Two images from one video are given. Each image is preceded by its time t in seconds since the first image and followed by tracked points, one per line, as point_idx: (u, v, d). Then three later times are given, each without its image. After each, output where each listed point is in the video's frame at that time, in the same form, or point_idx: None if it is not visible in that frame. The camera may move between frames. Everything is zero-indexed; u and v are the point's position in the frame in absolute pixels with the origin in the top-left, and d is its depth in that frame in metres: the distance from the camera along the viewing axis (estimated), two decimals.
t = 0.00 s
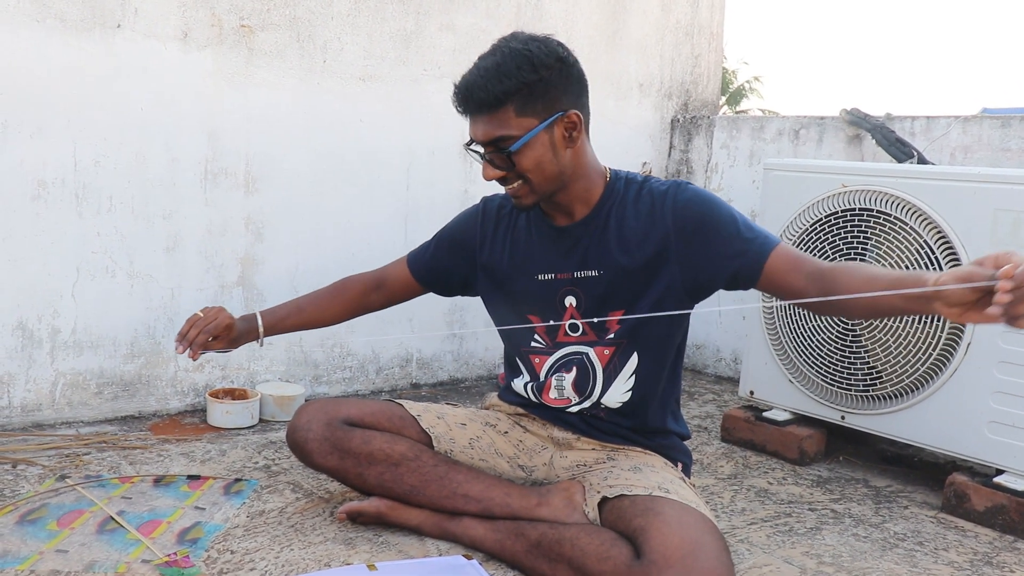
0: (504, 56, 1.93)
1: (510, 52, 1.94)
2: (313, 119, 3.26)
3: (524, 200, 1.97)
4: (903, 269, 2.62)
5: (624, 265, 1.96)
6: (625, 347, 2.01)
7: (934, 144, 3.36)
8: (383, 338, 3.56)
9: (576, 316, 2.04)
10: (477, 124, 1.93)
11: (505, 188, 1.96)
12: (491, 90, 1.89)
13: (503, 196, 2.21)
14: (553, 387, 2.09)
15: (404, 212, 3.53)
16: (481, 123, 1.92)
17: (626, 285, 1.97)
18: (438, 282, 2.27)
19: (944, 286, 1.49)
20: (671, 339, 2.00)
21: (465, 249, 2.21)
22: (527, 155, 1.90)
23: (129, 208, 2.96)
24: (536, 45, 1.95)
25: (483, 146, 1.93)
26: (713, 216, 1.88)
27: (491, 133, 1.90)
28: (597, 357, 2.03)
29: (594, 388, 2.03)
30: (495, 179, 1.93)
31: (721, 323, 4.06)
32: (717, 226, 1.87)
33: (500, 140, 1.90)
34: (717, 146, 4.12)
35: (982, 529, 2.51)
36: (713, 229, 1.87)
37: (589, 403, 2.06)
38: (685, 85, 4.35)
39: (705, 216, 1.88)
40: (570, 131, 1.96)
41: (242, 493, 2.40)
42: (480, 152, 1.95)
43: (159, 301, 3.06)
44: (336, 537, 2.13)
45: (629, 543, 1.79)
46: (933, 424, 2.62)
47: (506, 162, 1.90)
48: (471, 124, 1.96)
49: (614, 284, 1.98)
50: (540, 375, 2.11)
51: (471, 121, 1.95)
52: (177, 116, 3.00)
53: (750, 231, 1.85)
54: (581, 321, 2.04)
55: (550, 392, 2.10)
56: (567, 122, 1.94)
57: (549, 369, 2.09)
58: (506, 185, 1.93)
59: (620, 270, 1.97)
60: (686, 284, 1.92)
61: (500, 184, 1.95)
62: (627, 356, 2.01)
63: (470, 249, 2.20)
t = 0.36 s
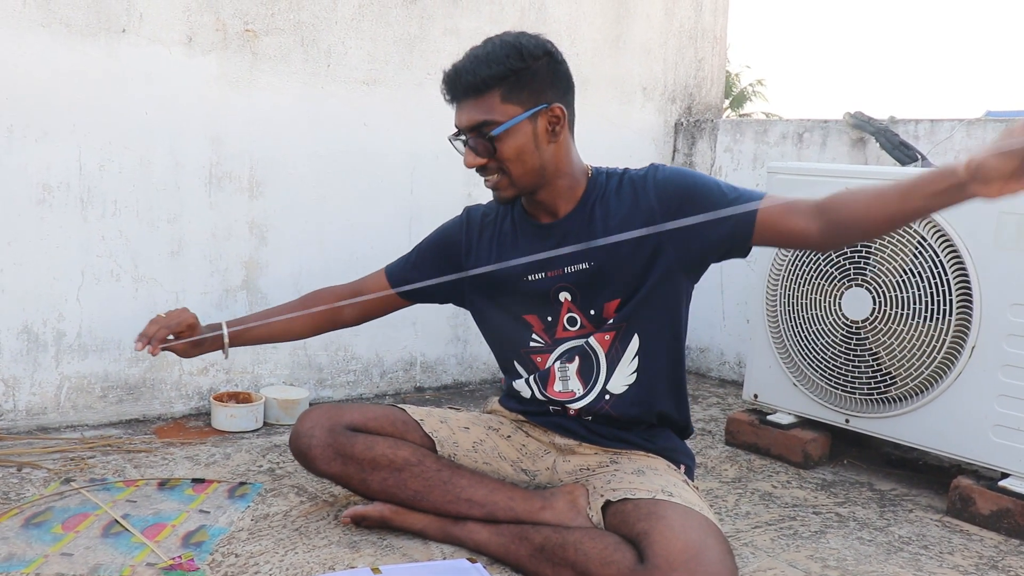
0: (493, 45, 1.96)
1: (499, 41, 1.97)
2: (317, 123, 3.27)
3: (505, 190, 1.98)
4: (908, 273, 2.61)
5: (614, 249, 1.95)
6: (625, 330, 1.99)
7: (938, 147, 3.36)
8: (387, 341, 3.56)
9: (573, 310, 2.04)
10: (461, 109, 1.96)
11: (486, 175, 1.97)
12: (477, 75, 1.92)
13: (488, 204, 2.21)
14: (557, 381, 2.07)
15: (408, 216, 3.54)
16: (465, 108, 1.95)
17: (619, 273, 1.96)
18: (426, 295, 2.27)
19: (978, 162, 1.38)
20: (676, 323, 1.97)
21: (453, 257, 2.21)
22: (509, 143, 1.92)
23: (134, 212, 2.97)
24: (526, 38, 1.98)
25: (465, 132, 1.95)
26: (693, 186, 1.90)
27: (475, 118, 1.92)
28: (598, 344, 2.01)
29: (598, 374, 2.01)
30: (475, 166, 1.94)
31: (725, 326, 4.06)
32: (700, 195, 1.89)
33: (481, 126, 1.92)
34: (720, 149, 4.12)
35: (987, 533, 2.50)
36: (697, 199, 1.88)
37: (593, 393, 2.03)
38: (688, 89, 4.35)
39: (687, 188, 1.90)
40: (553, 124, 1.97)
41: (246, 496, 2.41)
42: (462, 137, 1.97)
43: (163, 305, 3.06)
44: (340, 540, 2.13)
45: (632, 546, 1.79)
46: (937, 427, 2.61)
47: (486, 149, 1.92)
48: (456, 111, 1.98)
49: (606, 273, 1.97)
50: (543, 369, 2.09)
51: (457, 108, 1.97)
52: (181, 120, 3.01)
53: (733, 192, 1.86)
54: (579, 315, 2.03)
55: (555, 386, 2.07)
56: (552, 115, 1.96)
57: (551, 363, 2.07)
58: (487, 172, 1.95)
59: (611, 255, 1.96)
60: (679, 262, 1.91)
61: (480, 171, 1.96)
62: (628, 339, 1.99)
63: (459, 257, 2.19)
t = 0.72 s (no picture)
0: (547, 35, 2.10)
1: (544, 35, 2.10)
2: (315, 130, 3.28)
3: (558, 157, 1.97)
4: (904, 282, 2.62)
5: (615, 248, 1.96)
6: (623, 329, 1.98)
7: (935, 156, 3.37)
8: (384, 349, 3.56)
9: (571, 307, 2.01)
10: (532, 67, 2.00)
11: (547, 133, 1.96)
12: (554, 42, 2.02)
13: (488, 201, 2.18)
14: (557, 382, 2.04)
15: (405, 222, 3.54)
16: (537, 69, 2.00)
17: (620, 271, 1.96)
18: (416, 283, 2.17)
19: (972, 81, 1.50)
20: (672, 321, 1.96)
21: (448, 244, 2.13)
22: (577, 109, 1.98)
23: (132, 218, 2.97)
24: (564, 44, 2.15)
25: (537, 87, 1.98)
26: (687, 180, 1.92)
27: (550, 77, 1.98)
28: (597, 343, 1.99)
29: (599, 374, 2.00)
30: (546, 122, 1.95)
31: (722, 334, 4.06)
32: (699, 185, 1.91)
33: (561, 83, 1.98)
34: (718, 157, 4.13)
35: (983, 543, 2.50)
36: (693, 189, 1.91)
37: (592, 395, 2.01)
38: (686, 97, 4.36)
39: (681, 181, 1.94)
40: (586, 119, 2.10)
41: (241, 504, 2.40)
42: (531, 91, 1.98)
43: (160, 311, 3.06)
44: (335, 549, 2.13)
45: (628, 555, 1.79)
46: (934, 436, 2.61)
47: (562, 106, 1.96)
48: (520, 71, 2.00)
49: (607, 272, 1.96)
50: (541, 368, 2.06)
51: (523, 68, 2.00)
52: (179, 126, 3.02)
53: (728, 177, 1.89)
54: (577, 313, 2.01)
55: (555, 387, 2.05)
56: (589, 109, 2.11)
57: (547, 357, 2.04)
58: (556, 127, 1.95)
59: (612, 252, 1.96)
60: (678, 254, 1.92)
61: (546, 126, 1.95)
62: (628, 337, 1.98)
63: (455, 247, 2.13)
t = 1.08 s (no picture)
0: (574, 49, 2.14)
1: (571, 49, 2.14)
2: (308, 145, 3.29)
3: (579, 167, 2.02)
4: (895, 293, 2.65)
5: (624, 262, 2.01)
6: (628, 342, 2.02)
7: (923, 168, 3.41)
8: (378, 363, 3.56)
9: (577, 318, 2.03)
10: (562, 76, 2.03)
11: (573, 143, 2.00)
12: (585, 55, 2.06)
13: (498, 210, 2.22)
14: (558, 393, 2.07)
15: (399, 236, 3.55)
16: (569, 78, 2.02)
17: (626, 284, 2.00)
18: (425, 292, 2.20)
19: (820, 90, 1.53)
20: (672, 342, 1.99)
21: (458, 253, 2.16)
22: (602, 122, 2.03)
23: (126, 234, 2.98)
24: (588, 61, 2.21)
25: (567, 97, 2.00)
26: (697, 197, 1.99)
27: (579, 89, 2.01)
28: (600, 356, 2.02)
29: (601, 386, 2.02)
30: (573, 130, 1.99)
31: (715, 346, 4.08)
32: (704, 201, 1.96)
33: (589, 95, 2.01)
34: (708, 169, 4.16)
35: (977, 552, 2.51)
36: (700, 206, 1.96)
37: (591, 407, 2.04)
38: (676, 110, 4.40)
39: (688, 198, 1.99)
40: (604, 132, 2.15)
41: (237, 519, 2.40)
42: (561, 99, 2.01)
43: (154, 327, 3.06)
44: (332, 564, 2.13)
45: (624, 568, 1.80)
46: (926, 446, 2.63)
47: (590, 117, 2.00)
48: (551, 79, 2.03)
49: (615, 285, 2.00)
50: (543, 376, 2.08)
51: (554, 76, 2.03)
52: (173, 142, 3.03)
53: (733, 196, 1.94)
54: (582, 324, 2.03)
55: (556, 397, 2.07)
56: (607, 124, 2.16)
57: (551, 369, 2.06)
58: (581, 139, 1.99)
59: (621, 265, 2.01)
60: (683, 271, 1.98)
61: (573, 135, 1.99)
62: (629, 353, 2.02)
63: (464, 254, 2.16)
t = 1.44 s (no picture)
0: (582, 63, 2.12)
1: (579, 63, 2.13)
2: (308, 157, 3.33)
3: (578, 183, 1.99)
4: (887, 307, 2.68)
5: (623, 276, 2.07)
6: (617, 356, 2.04)
7: (916, 183, 3.45)
8: (376, 374, 3.59)
9: (575, 335, 2.08)
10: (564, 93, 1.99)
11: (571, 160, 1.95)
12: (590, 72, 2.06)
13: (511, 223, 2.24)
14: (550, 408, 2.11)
15: (397, 247, 3.58)
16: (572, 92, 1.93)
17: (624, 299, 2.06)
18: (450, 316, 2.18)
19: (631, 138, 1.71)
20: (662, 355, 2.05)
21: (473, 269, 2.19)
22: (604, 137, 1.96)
23: (126, 244, 3.00)
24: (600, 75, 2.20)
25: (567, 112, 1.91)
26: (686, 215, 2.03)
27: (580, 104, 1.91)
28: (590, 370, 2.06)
29: (594, 400, 2.05)
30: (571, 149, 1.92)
31: (710, 358, 4.11)
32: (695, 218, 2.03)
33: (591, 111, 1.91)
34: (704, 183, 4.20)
35: (967, 565, 2.54)
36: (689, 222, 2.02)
37: (584, 421, 2.07)
38: (673, 124, 4.43)
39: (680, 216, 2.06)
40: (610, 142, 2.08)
41: (234, 529, 2.42)
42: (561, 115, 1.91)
43: (153, 337, 3.09)
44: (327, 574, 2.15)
45: None
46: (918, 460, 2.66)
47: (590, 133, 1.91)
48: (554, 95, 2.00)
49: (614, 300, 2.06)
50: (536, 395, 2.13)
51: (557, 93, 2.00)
52: (173, 154, 3.06)
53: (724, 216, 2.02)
54: (579, 340, 2.07)
55: (547, 412, 2.11)
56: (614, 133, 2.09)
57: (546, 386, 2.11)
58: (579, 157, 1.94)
59: (618, 280, 2.06)
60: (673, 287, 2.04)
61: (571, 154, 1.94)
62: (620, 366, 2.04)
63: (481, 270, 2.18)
